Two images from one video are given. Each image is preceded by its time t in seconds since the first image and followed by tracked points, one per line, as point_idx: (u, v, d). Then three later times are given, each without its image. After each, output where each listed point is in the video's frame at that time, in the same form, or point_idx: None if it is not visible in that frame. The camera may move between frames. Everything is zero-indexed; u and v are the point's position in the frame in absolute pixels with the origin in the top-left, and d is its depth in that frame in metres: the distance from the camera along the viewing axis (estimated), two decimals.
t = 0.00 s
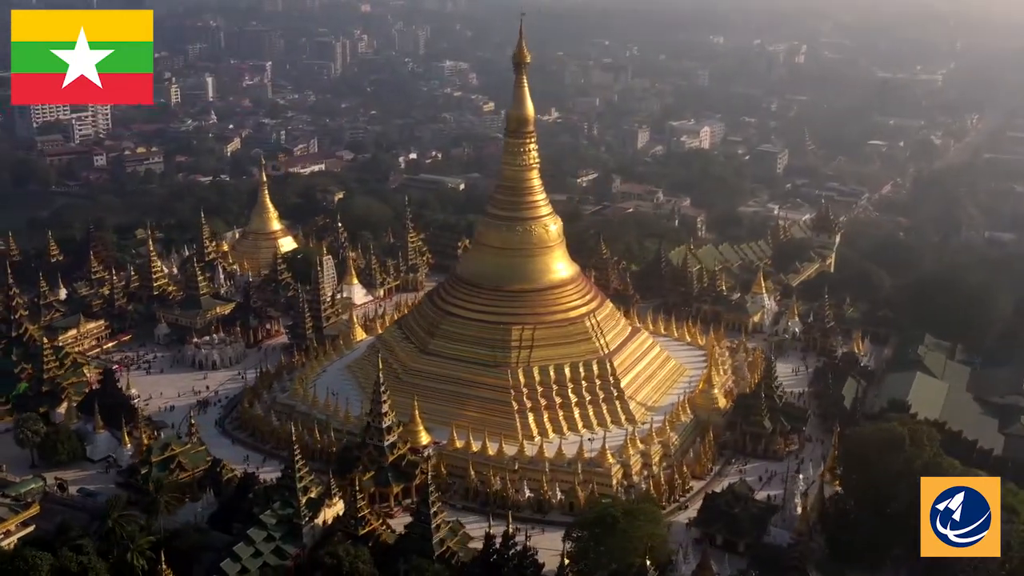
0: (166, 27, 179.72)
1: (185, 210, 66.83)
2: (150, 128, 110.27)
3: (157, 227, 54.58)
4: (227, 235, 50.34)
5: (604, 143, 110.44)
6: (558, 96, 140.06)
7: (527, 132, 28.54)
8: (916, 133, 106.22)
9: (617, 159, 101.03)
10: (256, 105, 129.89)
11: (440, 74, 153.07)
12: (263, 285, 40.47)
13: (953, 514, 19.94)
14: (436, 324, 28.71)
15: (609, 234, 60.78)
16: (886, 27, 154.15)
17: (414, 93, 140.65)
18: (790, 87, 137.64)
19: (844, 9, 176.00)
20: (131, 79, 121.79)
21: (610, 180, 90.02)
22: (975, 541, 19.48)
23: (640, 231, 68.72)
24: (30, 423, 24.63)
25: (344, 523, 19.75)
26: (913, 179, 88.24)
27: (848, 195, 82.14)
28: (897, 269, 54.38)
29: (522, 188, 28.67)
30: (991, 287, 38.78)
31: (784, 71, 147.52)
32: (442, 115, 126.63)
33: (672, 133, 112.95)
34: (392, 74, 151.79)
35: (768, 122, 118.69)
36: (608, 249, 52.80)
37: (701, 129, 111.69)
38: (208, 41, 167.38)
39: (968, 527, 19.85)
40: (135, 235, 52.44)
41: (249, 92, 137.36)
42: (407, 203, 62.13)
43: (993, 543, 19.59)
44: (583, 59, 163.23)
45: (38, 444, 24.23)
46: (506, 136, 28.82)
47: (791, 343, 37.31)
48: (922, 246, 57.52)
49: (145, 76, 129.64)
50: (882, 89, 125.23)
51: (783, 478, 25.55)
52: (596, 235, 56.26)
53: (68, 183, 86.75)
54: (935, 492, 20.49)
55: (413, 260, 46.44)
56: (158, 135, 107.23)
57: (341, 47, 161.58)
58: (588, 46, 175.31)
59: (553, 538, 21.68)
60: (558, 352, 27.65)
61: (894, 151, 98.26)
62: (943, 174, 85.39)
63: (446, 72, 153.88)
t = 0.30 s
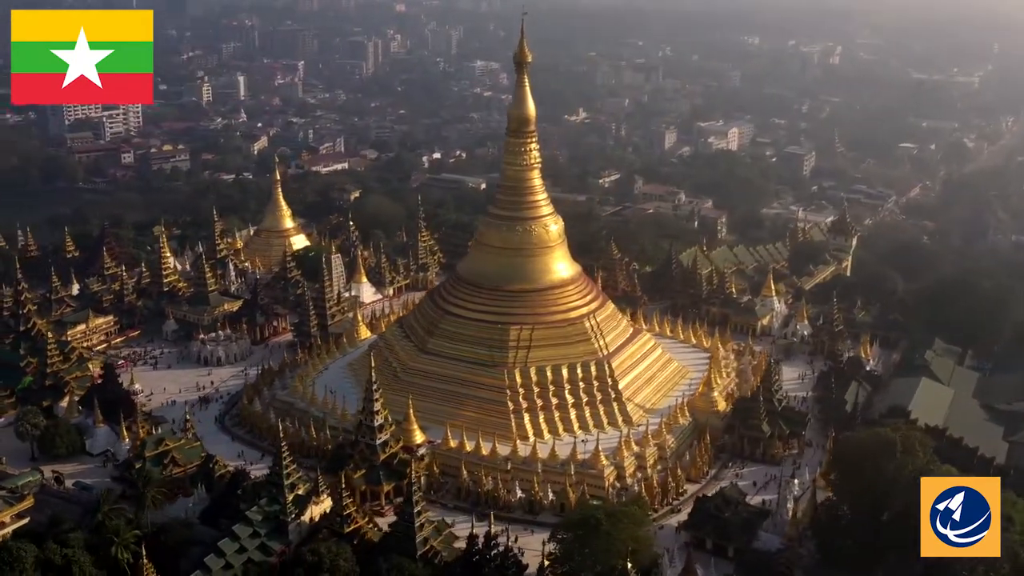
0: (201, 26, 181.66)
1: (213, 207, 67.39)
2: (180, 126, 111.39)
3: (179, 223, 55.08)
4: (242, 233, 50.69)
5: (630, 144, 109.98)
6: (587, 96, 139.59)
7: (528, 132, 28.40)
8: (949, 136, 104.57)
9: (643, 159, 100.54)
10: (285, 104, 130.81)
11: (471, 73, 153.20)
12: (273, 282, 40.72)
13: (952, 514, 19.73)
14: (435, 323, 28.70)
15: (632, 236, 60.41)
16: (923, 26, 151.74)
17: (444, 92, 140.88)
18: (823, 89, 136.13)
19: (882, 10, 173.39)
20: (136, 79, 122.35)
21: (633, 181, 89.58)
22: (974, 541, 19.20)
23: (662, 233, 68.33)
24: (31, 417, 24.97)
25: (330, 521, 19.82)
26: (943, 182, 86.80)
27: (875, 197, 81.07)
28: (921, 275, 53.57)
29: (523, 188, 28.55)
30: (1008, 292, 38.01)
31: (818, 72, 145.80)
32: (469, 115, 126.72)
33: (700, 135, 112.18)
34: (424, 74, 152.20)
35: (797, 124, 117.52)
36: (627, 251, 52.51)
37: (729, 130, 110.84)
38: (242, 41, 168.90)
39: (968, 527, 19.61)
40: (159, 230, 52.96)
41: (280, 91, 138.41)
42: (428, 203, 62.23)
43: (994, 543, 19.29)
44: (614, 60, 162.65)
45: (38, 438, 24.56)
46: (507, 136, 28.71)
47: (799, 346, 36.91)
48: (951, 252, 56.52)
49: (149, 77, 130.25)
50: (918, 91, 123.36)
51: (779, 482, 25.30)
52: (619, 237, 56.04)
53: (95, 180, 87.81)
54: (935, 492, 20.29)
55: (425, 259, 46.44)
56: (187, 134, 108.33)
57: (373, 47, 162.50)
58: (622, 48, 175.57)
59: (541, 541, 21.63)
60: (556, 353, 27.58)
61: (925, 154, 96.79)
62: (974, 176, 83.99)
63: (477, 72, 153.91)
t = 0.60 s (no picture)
0: (232, 26, 183.25)
1: (237, 205, 67.92)
2: (205, 124, 112.29)
3: (196, 220, 55.51)
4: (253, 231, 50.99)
5: (652, 144, 109.56)
6: (612, 97, 139.28)
7: (528, 132, 28.35)
8: (977, 139, 103.20)
9: (666, 160, 100.09)
10: (311, 104, 131.60)
11: (497, 73, 153.27)
12: (281, 280, 40.92)
13: (953, 513, 19.58)
14: (434, 322, 28.73)
15: (651, 237, 60.12)
16: (955, 27, 149.76)
17: (470, 92, 141.06)
18: (851, 91, 135.00)
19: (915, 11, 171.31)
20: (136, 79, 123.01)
21: (652, 182, 89.18)
22: (974, 541, 19.07)
23: (682, 235, 68.01)
24: (31, 411, 25.30)
25: (317, 519, 19.88)
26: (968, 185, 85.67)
27: (898, 199, 80.24)
28: (942, 279, 52.84)
29: (523, 187, 28.50)
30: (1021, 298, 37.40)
31: (847, 74, 144.55)
32: (494, 115, 126.76)
33: (724, 136, 111.57)
34: (451, 74, 152.56)
35: (823, 126, 116.55)
36: (644, 252, 52.27)
37: (753, 131, 110.14)
38: (271, 41, 170.16)
39: (968, 527, 19.46)
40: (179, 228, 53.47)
41: (306, 91, 139.26)
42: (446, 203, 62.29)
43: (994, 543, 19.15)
44: (641, 61, 162.13)
45: (37, 431, 24.86)
46: (508, 135, 28.67)
47: (805, 350, 36.62)
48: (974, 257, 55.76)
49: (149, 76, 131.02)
50: (948, 93, 121.75)
51: (774, 486, 25.11)
52: (637, 239, 55.76)
53: (118, 178, 88.79)
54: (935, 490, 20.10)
55: (434, 258, 46.45)
56: (212, 131, 109.17)
57: (401, 46, 163.04)
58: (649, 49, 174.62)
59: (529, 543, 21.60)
60: (553, 353, 27.54)
61: (952, 157, 95.58)
62: (1001, 179, 82.72)
63: (503, 72, 153.95)
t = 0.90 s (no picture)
0: (261, 24, 184.75)
1: (259, 202, 68.38)
2: (229, 123, 113.14)
3: (215, 217, 56.01)
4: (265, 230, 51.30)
5: (673, 145, 109.13)
6: (637, 97, 138.84)
7: (528, 131, 28.33)
8: (1005, 142, 101.73)
9: (687, 160, 99.72)
10: (336, 103, 132.32)
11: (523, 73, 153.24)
12: (288, 277, 41.15)
13: (953, 514, 19.54)
14: (432, 322, 28.75)
15: (668, 238, 59.86)
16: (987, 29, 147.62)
17: (494, 92, 141.16)
18: (879, 92, 133.51)
19: (946, 12, 169.03)
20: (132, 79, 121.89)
21: (671, 182, 88.76)
22: (975, 542, 19.15)
23: (701, 237, 67.65)
24: (31, 406, 25.64)
25: (302, 518, 19.96)
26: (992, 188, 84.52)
27: (920, 203, 79.37)
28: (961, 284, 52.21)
29: (522, 187, 28.45)
30: None
31: (876, 75, 142.97)
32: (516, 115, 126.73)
33: (747, 137, 110.88)
34: (476, 74, 152.73)
35: (848, 128, 115.50)
36: (658, 253, 52.10)
37: (776, 133, 109.38)
38: (300, 41, 171.52)
39: (968, 527, 19.46)
40: (198, 225, 53.93)
41: (331, 90, 140.01)
42: (463, 203, 62.36)
43: (994, 543, 19.23)
44: (667, 63, 161.41)
45: (37, 426, 25.19)
46: (508, 135, 28.67)
47: (811, 353, 36.36)
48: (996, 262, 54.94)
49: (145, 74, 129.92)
50: (978, 95, 120.07)
51: (768, 491, 24.96)
52: (654, 240, 55.56)
53: (140, 176, 89.74)
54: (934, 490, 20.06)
55: (443, 257, 46.50)
56: (235, 130, 110.07)
57: (427, 46, 163.41)
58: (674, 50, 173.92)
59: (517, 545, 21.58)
60: (550, 353, 27.49)
61: (978, 160, 94.31)
62: None
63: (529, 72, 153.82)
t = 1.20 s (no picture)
0: (290, 24, 186.18)
1: (278, 201, 68.78)
2: (252, 122, 113.94)
3: (231, 216, 56.37)
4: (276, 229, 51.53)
5: (696, 147, 108.64)
6: (663, 97, 138.31)
7: (527, 132, 28.24)
8: None
9: (708, 161, 99.27)
10: (359, 102, 132.85)
11: (548, 74, 153.01)
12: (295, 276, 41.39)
13: (953, 514, 19.79)
14: (430, 321, 28.79)
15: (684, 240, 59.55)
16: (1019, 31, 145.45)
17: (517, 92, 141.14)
18: (907, 94, 131.96)
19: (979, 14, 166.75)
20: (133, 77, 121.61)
21: (689, 183, 88.35)
22: (976, 542, 19.43)
23: (719, 238, 67.24)
24: (30, 401, 25.94)
25: (288, 516, 20.02)
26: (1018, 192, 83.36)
27: (942, 206, 78.50)
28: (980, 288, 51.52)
29: (521, 187, 28.34)
30: None
31: (905, 77, 141.33)
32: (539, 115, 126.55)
33: (770, 138, 110.12)
34: (501, 74, 152.64)
35: (873, 130, 114.40)
36: (673, 254, 51.88)
37: (800, 134, 108.50)
38: (327, 40, 172.84)
39: (968, 527, 19.73)
40: (214, 223, 54.42)
41: (356, 90, 140.70)
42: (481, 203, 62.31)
43: (993, 543, 19.55)
44: (693, 64, 160.62)
45: (36, 421, 25.49)
46: (508, 135, 28.56)
47: (816, 356, 36.06)
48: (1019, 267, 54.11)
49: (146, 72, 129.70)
50: (1008, 97, 118.37)
51: (762, 496, 24.81)
52: (670, 242, 55.27)
53: (161, 174, 90.69)
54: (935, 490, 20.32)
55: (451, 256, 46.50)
56: (258, 129, 110.78)
57: (453, 46, 163.59)
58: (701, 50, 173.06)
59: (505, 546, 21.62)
60: (546, 354, 27.46)
61: (1004, 163, 92.99)
62: None
63: (554, 73, 153.49)
